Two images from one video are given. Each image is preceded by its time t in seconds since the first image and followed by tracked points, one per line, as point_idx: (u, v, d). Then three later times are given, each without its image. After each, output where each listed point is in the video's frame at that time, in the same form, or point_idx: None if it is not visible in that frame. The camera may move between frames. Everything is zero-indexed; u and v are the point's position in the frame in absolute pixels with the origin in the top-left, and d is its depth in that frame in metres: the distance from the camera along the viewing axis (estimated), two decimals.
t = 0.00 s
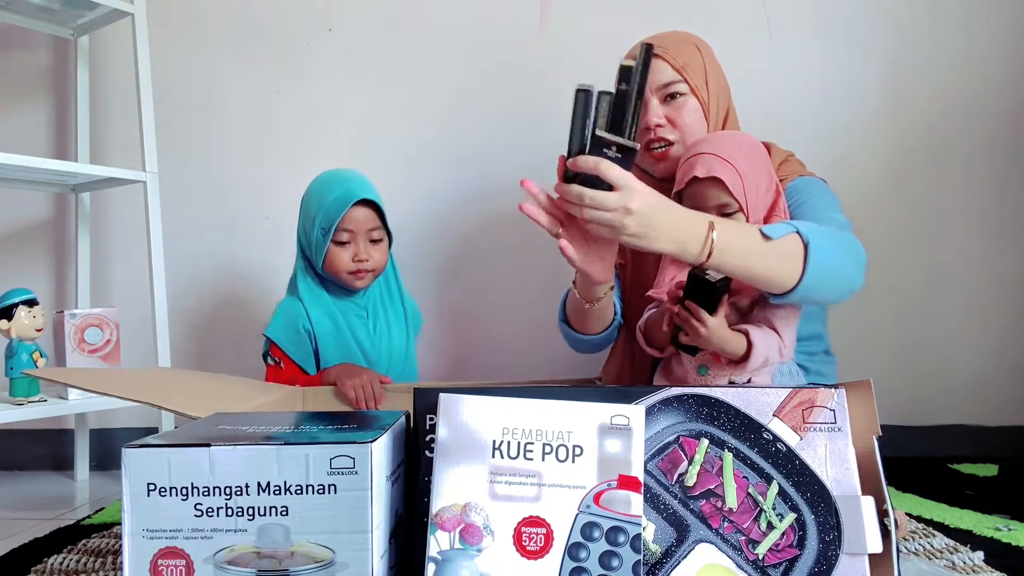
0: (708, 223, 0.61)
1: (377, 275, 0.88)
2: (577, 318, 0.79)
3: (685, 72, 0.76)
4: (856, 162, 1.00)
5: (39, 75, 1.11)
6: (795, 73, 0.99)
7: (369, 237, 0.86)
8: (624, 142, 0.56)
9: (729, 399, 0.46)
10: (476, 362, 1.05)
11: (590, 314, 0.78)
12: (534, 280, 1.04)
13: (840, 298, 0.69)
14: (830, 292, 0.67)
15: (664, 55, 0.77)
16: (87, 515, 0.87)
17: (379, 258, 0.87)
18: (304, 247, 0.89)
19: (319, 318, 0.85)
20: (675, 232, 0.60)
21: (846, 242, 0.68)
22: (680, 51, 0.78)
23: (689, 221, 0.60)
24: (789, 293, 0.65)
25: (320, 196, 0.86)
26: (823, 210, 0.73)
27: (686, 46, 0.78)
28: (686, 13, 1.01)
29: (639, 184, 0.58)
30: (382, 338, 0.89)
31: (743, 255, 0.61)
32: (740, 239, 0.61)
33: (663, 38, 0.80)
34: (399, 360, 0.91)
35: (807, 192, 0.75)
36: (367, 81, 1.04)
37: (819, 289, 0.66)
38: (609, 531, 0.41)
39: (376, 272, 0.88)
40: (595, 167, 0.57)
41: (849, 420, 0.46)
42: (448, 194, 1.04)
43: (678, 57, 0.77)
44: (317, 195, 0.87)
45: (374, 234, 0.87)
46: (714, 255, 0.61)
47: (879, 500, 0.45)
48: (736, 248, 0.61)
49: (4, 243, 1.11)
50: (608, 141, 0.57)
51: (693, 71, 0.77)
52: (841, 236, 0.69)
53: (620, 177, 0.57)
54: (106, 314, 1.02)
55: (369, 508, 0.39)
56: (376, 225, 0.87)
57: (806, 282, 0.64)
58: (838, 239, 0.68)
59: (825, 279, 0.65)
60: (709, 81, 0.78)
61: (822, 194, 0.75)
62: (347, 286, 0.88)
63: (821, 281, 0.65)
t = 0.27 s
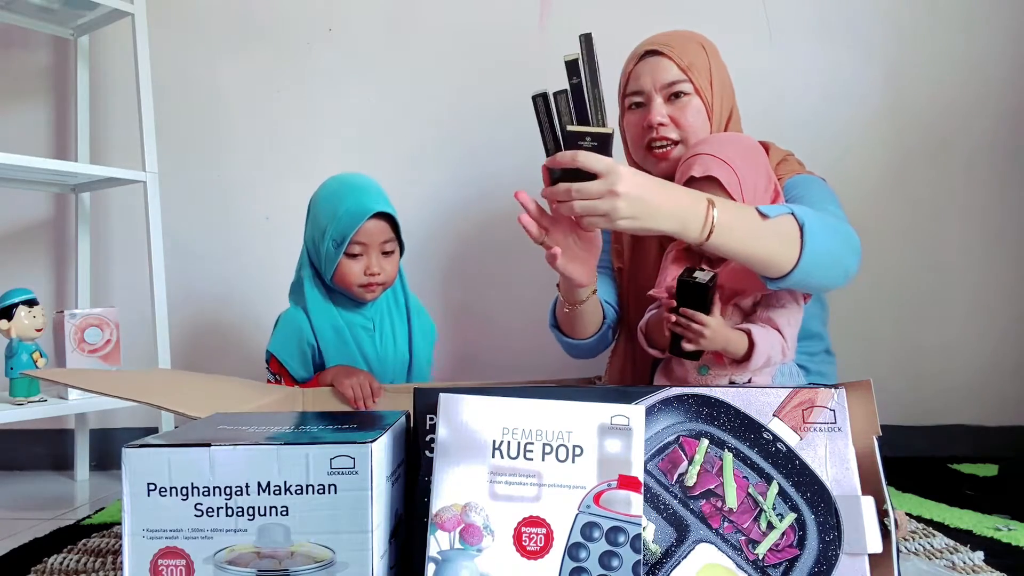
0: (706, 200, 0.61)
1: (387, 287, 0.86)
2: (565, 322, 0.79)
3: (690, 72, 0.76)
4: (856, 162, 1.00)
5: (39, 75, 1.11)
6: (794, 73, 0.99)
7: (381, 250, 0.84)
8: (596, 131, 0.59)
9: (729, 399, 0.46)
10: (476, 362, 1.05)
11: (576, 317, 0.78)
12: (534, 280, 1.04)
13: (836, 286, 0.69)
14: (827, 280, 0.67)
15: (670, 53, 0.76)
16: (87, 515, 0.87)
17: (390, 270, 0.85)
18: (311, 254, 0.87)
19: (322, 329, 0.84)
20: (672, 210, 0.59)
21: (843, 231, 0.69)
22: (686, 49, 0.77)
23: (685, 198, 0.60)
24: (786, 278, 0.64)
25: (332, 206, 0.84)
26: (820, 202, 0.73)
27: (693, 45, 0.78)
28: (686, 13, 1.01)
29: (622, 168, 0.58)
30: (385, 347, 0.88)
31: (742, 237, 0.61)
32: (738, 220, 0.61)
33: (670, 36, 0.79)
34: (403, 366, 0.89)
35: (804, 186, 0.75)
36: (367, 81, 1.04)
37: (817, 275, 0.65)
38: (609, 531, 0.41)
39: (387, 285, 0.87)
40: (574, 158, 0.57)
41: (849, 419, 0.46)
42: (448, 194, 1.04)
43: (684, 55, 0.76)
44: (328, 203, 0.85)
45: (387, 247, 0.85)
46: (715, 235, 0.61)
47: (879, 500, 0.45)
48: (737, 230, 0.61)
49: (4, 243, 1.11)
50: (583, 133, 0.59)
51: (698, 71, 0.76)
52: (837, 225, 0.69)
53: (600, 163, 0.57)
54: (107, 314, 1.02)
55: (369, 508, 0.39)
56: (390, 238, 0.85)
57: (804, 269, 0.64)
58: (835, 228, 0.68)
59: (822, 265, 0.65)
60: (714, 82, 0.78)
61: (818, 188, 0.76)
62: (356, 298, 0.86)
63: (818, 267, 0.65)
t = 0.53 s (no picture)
0: (708, 213, 0.61)
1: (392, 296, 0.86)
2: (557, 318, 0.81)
3: (685, 75, 0.76)
4: (856, 162, 1.00)
5: (39, 75, 1.11)
6: (794, 73, 0.99)
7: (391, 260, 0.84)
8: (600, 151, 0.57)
9: (729, 399, 0.46)
10: (476, 362, 1.05)
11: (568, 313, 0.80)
12: (534, 280, 1.04)
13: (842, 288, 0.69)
14: (831, 284, 0.67)
15: (664, 58, 0.76)
16: (87, 515, 0.87)
17: (396, 279, 0.85)
18: (319, 255, 0.86)
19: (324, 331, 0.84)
20: (675, 223, 0.59)
21: (845, 233, 0.69)
22: (679, 53, 0.77)
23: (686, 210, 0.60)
24: (791, 286, 0.65)
25: (342, 211, 0.83)
26: (820, 202, 0.73)
27: (686, 48, 0.78)
28: (686, 13, 1.01)
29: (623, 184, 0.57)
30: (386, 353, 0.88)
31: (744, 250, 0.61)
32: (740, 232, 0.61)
33: (662, 38, 0.79)
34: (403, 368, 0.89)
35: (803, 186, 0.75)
36: (367, 81, 1.04)
37: (821, 281, 0.66)
38: (609, 531, 0.41)
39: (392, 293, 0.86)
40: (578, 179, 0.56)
41: (849, 420, 0.46)
42: (448, 194, 1.04)
43: (677, 59, 0.76)
44: (338, 207, 0.84)
45: (396, 257, 0.85)
46: (719, 246, 0.61)
47: (879, 500, 0.45)
48: (739, 241, 0.61)
49: (4, 243, 1.11)
50: (583, 152, 0.57)
51: (693, 74, 0.77)
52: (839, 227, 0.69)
53: (603, 182, 0.56)
54: (107, 314, 1.02)
55: (369, 508, 0.39)
56: (399, 248, 0.85)
57: (808, 275, 0.64)
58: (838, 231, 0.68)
59: (827, 270, 0.65)
60: (710, 85, 0.78)
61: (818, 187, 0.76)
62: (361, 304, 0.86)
63: (823, 272, 0.65)
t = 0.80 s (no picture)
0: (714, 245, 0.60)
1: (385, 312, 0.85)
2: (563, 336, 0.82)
3: (667, 78, 0.76)
4: (856, 162, 1.00)
5: (39, 74, 1.11)
6: (794, 73, 0.99)
7: (382, 281, 0.83)
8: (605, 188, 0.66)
9: (729, 399, 0.46)
10: (476, 362, 1.05)
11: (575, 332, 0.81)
12: (534, 280, 1.04)
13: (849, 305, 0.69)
14: (838, 301, 0.67)
15: (645, 63, 0.76)
16: (87, 515, 0.87)
17: (388, 299, 0.84)
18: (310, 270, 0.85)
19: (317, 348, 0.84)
20: (682, 257, 0.58)
21: (847, 248, 0.69)
22: (660, 57, 0.77)
23: (692, 245, 0.59)
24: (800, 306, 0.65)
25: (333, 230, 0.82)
26: (819, 214, 0.74)
27: (667, 51, 0.78)
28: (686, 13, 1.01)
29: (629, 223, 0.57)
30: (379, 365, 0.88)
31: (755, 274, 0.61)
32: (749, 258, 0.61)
33: (643, 44, 0.79)
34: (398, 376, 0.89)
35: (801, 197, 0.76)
36: (366, 80, 1.04)
37: (829, 299, 0.66)
38: (609, 531, 0.41)
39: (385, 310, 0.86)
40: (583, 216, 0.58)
41: (849, 420, 0.46)
42: (448, 194, 1.04)
43: (658, 63, 0.76)
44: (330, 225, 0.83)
45: (388, 276, 0.83)
46: (724, 278, 0.60)
47: (879, 500, 0.45)
48: (745, 270, 0.60)
49: (4, 243, 1.11)
50: (591, 189, 0.65)
51: (675, 77, 0.77)
52: (839, 241, 0.70)
53: (604, 219, 0.57)
54: (107, 314, 1.02)
55: (369, 508, 0.39)
56: (391, 268, 0.83)
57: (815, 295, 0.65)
58: (840, 247, 0.69)
59: (834, 289, 0.66)
60: (693, 86, 0.78)
61: (815, 197, 0.76)
62: (353, 321, 0.85)
63: (830, 291, 0.66)
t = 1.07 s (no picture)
0: (719, 261, 0.61)
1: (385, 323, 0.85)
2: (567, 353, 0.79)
3: (661, 78, 0.77)
4: (856, 162, 1.00)
5: (39, 74, 1.11)
6: (794, 74, 1.00)
7: (382, 295, 0.82)
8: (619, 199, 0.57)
9: (729, 399, 0.46)
10: (476, 362, 1.05)
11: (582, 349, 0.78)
12: (534, 280, 1.04)
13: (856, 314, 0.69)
14: (845, 310, 0.67)
15: (639, 63, 0.77)
16: (87, 515, 0.87)
17: (389, 310, 0.84)
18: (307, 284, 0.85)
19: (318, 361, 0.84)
20: (687, 275, 0.60)
21: (852, 255, 0.69)
22: (654, 57, 0.78)
23: (698, 264, 0.60)
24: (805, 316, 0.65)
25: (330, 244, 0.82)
26: (822, 219, 0.74)
27: (661, 52, 0.79)
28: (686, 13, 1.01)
29: (636, 237, 0.58)
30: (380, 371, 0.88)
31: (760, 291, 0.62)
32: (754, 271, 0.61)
33: (639, 46, 0.80)
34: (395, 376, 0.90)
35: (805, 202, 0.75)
36: (366, 80, 1.04)
37: (835, 308, 0.66)
38: (609, 530, 0.41)
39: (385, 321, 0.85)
40: (590, 227, 0.58)
41: (849, 420, 0.46)
42: (448, 195, 1.04)
43: (652, 63, 0.77)
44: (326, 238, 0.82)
45: (387, 290, 0.83)
46: (731, 292, 0.61)
47: (879, 500, 0.45)
48: (752, 285, 0.61)
49: (4, 243, 1.11)
50: (603, 199, 0.58)
51: (669, 76, 0.77)
52: (844, 249, 0.70)
53: (615, 232, 0.57)
54: (107, 314, 1.02)
55: (369, 508, 0.39)
56: (390, 281, 0.83)
57: (822, 304, 0.65)
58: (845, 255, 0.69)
59: (840, 298, 0.66)
60: (688, 86, 0.78)
61: (817, 201, 0.76)
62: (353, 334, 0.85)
63: (836, 300, 0.66)
